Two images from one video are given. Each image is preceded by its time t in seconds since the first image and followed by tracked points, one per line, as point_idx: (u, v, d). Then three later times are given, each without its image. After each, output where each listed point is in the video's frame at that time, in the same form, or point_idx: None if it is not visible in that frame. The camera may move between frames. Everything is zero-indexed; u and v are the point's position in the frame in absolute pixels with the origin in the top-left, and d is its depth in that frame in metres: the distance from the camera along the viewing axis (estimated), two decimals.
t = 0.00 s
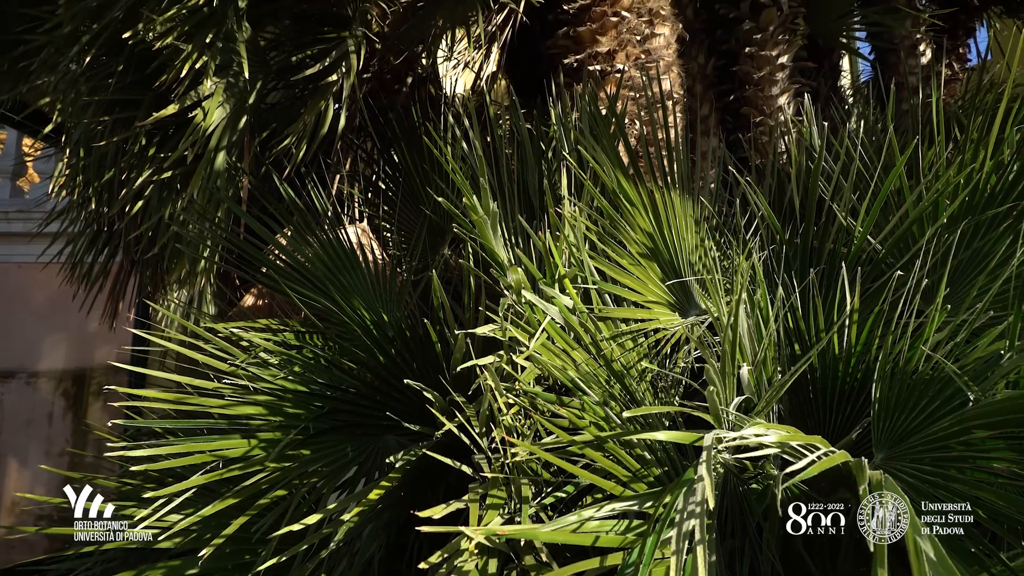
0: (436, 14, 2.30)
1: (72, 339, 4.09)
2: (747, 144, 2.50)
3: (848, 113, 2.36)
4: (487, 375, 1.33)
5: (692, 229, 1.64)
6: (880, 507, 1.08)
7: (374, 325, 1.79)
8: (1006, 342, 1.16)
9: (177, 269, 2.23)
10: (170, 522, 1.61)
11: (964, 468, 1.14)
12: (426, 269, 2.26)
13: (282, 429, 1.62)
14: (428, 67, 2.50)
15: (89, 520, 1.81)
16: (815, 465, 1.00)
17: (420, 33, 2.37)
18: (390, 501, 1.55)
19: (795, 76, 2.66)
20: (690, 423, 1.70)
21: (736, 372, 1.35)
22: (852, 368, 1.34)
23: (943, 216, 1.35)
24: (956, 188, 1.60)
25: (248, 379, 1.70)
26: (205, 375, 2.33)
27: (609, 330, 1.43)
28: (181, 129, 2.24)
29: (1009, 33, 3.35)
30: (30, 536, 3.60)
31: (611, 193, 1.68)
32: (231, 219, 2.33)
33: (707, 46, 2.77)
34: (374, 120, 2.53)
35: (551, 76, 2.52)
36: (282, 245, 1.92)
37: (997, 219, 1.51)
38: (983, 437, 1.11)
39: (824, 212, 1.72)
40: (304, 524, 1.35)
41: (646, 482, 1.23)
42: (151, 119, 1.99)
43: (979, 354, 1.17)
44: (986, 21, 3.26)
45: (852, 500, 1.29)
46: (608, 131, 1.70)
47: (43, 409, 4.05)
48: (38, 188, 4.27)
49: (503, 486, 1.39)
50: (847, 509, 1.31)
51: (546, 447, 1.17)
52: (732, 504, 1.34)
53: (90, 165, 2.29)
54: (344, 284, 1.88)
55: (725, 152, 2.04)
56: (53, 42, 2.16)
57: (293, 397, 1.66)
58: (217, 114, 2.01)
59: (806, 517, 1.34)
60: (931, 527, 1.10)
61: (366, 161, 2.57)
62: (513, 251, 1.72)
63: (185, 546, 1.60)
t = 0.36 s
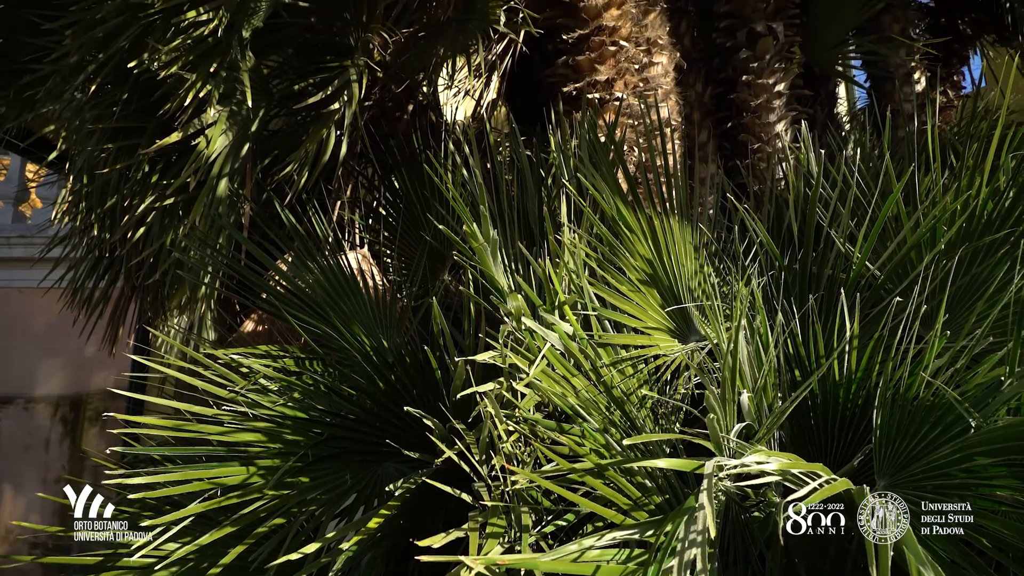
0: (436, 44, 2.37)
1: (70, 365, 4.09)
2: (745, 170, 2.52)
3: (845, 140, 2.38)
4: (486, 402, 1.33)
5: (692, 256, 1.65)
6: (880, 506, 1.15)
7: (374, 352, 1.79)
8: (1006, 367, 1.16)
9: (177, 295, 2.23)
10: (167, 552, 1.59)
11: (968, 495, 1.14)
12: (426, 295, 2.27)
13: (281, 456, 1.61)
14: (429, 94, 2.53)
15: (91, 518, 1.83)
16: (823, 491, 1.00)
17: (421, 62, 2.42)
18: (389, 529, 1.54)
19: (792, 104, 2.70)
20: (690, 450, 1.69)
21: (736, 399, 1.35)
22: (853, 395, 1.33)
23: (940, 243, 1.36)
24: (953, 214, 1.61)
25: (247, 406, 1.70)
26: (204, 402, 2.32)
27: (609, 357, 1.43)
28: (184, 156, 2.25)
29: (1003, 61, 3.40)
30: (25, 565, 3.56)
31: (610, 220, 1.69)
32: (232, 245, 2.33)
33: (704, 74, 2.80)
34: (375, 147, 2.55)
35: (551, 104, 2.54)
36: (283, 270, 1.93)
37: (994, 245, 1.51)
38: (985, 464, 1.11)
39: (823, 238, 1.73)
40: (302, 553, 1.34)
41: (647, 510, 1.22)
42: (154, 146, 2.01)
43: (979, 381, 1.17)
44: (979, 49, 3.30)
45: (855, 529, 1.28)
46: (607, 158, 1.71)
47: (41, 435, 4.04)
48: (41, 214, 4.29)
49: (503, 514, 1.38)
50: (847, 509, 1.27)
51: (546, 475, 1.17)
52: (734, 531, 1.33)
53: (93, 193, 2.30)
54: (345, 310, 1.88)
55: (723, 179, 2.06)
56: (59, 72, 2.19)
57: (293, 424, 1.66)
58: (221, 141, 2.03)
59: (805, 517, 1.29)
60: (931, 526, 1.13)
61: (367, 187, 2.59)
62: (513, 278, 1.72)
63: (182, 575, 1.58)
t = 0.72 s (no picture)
0: (437, 76, 2.41)
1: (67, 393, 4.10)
2: (743, 200, 2.54)
3: (841, 170, 2.40)
4: (486, 433, 1.33)
5: (692, 285, 1.65)
6: (879, 506, 1.18)
7: (374, 381, 1.79)
8: (1007, 397, 1.15)
9: (177, 325, 2.23)
10: None
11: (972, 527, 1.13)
12: (425, 324, 2.27)
13: (280, 487, 1.61)
14: (429, 124, 2.56)
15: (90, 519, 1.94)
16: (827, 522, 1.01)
17: (422, 92, 2.43)
18: (388, 562, 1.53)
19: (789, 134, 2.73)
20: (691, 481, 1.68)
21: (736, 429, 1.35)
22: (853, 424, 1.32)
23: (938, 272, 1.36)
24: (950, 243, 1.62)
25: (246, 436, 1.69)
26: (202, 431, 2.31)
27: (609, 386, 1.42)
28: (187, 185, 2.26)
29: (996, 91, 3.44)
30: None
31: (609, 249, 1.69)
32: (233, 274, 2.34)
33: (701, 105, 2.84)
34: (377, 177, 2.57)
35: (550, 134, 2.55)
36: (283, 299, 1.93)
37: (992, 274, 1.52)
38: (988, 496, 1.10)
39: (822, 267, 1.74)
40: None
41: (648, 542, 1.21)
42: (157, 177, 2.02)
43: (980, 411, 1.16)
44: (973, 80, 3.35)
45: (858, 561, 1.26)
46: (605, 189, 1.73)
47: (36, 464, 4.03)
48: (42, 241, 4.30)
49: (503, 547, 1.37)
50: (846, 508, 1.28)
51: (546, 507, 1.16)
52: (737, 563, 1.30)
53: (95, 222, 2.31)
54: (345, 339, 1.88)
55: (721, 207, 2.07)
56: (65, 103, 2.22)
57: (291, 454, 1.66)
58: (223, 171, 2.05)
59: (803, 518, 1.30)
60: (931, 526, 1.14)
61: (368, 217, 2.60)
62: (513, 307, 1.73)
63: None
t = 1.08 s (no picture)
0: (438, 110, 2.43)
1: (62, 425, 4.10)
2: (741, 232, 2.56)
3: (838, 202, 2.42)
4: (486, 467, 1.32)
5: (691, 318, 1.65)
6: (879, 506, 1.19)
7: (373, 415, 1.78)
8: (1008, 430, 1.15)
9: (177, 358, 2.23)
10: None
11: (977, 562, 1.13)
12: (425, 356, 2.27)
13: (277, 521, 1.59)
14: (430, 157, 2.58)
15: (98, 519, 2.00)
16: (829, 559, 0.99)
17: (423, 127, 2.47)
18: None
19: (786, 167, 2.75)
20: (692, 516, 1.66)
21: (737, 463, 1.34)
22: (855, 457, 1.31)
23: (936, 304, 1.37)
24: (948, 276, 1.63)
25: (244, 470, 1.68)
26: (199, 465, 2.29)
27: (608, 419, 1.42)
28: (189, 219, 2.28)
29: (989, 125, 3.48)
30: None
31: (608, 282, 1.70)
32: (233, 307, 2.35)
33: (699, 139, 2.87)
34: (378, 210, 2.59)
35: (550, 168, 2.56)
36: (283, 331, 1.94)
37: (990, 306, 1.52)
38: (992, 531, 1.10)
39: (820, 300, 1.74)
40: None
41: None
42: (159, 210, 2.04)
43: (982, 444, 1.16)
44: (966, 113, 3.39)
45: None
46: (605, 222, 1.74)
47: (31, 497, 4.03)
48: (43, 272, 4.28)
49: None
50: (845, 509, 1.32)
51: (547, 542, 1.15)
52: None
53: (98, 255, 2.32)
54: (344, 371, 1.88)
55: (719, 240, 2.09)
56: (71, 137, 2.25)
57: (289, 488, 1.64)
58: (225, 204, 2.07)
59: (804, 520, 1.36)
60: (931, 526, 1.16)
61: (369, 249, 2.62)
62: (513, 340, 1.73)
63: None
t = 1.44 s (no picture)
0: (439, 145, 2.46)
1: (56, 459, 4.11)
2: (740, 265, 2.57)
3: (836, 237, 2.43)
4: (485, 503, 1.31)
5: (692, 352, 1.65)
6: (879, 506, 1.24)
7: (372, 449, 1.76)
8: (1012, 465, 1.15)
9: (176, 392, 2.22)
10: None
11: None
12: (425, 390, 2.26)
13: (275, 559, 1.58)
14: (430, 192, 2.60)
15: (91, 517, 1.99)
16: None
17: (423, 162, 2.50)
18: None
19: (783, 201, 2.78)
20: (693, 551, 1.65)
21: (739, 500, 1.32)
22: (857, 492, 1.30)
23: (936, 338, 1.37)
24: (946, 310, 1.63)
25: (241, 505, 1.67)
26: (196, 500, 2.27)
27: (609, 454, 1.41)
28: (190, 253, 2.29)
29: (984, 159, 3.52)
30: None
31: (608, 316, 1.70)
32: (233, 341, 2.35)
33: (696, 173, 2.90)
34: (379, 244, 2.61)
35: (551, 203, 2.58)
36: (283, 365, 1.93)
37: (990, 339, 1.52)
38: (999, 565, 1.12)
39: (819, 333, 1.74)
40: None
41: None
42: (161, 244, 2.05)
43: (986, 479, 1.16)
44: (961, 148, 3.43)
45: None
46: (604, 257, 1.74)
47: (22, 533, 4.01)
48: (43, 305, 4.30)
49: None
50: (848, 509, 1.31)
51: None
52: None
53: (99, 289, 2.33)
54: (343, 406, 1.87)
55: (718, 273, 2.09)
56: (75, 172, 2.27)
57: (286, 525, 1.64)
58: (227, 239, 2.08)
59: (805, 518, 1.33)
60: (931, 526, 1.20)
61: (369, 282, 2.63)
62: (513, 375, 1.73)
63: None
